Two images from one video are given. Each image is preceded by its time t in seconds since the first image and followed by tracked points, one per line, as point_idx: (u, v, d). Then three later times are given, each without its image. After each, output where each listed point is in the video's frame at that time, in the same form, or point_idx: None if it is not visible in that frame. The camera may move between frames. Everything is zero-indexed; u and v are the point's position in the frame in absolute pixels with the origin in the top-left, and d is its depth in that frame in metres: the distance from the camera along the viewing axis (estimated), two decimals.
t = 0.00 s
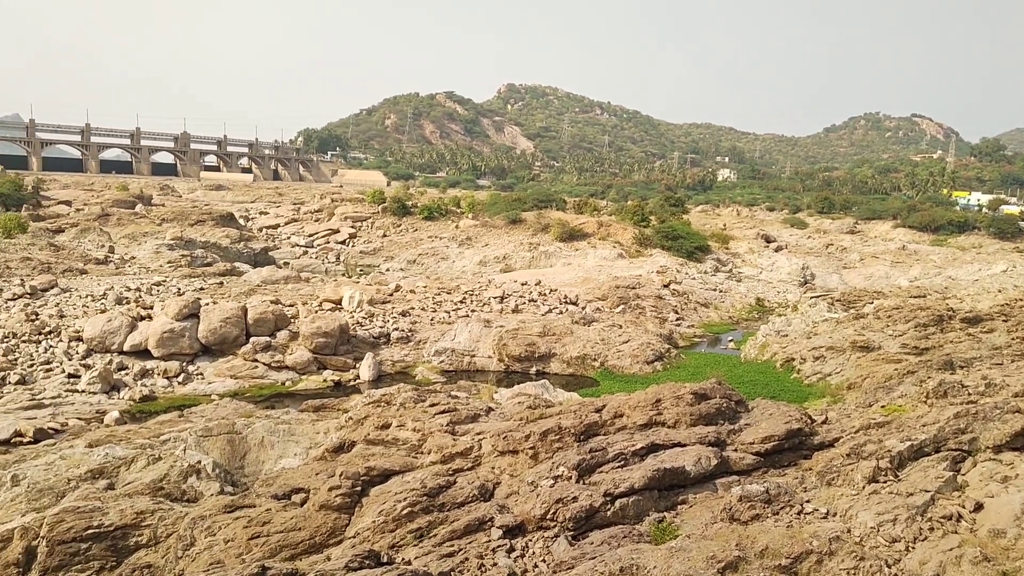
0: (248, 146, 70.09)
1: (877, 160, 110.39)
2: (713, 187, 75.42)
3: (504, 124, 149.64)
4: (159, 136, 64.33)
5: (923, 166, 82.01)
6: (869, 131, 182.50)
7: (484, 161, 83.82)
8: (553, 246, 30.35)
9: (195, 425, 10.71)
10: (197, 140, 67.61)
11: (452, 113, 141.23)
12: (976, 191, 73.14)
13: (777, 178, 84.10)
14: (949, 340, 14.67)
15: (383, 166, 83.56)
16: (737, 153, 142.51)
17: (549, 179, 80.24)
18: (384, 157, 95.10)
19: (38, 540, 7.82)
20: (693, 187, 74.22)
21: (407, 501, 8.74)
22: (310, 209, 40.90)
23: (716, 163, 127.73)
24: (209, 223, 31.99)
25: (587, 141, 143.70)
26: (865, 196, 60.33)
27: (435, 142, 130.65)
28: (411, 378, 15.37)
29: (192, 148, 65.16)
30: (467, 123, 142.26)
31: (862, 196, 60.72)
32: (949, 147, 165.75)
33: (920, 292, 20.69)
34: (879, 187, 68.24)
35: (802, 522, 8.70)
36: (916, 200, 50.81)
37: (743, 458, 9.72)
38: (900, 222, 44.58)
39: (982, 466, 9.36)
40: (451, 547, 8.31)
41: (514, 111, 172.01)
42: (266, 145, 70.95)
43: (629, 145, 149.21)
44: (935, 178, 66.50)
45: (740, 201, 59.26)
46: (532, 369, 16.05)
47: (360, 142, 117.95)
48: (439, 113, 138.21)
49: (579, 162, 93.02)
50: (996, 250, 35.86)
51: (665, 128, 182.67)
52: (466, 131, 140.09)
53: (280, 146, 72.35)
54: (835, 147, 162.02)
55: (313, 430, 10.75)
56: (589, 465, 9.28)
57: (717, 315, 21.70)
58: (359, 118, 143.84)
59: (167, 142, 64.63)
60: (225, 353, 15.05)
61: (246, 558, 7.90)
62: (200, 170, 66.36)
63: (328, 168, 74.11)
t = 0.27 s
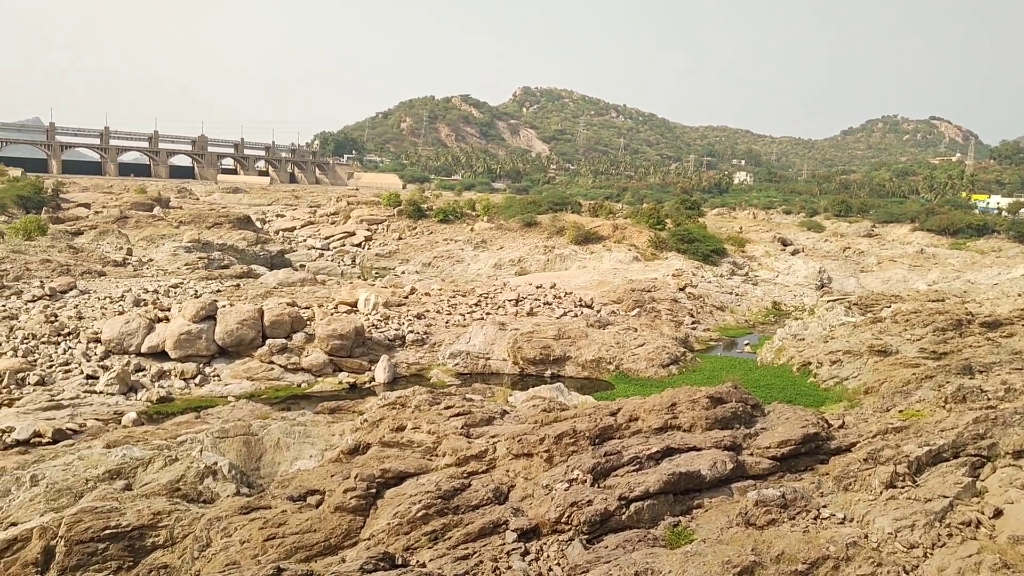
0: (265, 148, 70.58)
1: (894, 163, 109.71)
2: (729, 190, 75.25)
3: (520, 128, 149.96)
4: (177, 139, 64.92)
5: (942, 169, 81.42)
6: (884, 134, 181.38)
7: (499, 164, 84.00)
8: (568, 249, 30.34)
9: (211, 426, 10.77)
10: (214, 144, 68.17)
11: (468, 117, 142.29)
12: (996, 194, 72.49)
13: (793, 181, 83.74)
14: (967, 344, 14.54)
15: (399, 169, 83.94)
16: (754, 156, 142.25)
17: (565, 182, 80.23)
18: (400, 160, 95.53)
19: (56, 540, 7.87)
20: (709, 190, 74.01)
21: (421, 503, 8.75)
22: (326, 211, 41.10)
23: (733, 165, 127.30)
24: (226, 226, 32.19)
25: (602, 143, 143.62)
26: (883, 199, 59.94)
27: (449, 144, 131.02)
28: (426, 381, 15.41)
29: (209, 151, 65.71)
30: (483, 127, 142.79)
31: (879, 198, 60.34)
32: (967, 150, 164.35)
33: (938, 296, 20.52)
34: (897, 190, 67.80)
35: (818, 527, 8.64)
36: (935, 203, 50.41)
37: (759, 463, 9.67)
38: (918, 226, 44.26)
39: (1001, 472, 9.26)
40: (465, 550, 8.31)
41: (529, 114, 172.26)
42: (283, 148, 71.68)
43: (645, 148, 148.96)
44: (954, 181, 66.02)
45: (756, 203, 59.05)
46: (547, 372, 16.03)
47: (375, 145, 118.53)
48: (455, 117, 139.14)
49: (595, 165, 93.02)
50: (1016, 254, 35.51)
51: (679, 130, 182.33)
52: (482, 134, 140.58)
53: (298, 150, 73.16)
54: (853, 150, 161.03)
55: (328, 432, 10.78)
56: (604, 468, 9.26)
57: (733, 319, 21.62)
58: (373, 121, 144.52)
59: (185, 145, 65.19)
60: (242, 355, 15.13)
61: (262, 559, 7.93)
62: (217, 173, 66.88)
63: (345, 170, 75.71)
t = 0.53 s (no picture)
0: (282, 147, 71.24)
1: (914, 163, 108.77)
2: (747, 190, 74.94)
3: (536, 128, 149.99)
4: (195, 138, 65.47)
5: (963, 169, 80.67)
6: (900, 134, 179.92)
7: (515, 164, 84.09)
8: (584, 249, 30.31)
9: (228, 424, 10.82)
10: (232, 143, 68.67)
11: (484, 117, 142.71)
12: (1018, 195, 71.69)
13: (812, 181, 83.26)
14: (987, 346, 14.40)
15: (416, 169, 84.15)
16: (772, 157, 141.53)
17: (581, 181, 80.10)
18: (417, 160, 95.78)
19: (75, 535, 7.94)
20: (726, 190, 73.65)
21: (436, 502, 8.75)
22: (342, 211, 41.29)
23: (750, 165, 126.85)
24: (243, 224, 32.38)
25: (617, 143, 143.35)
26: (902, 200, 59.46)
27: (466, 144, 131.50)
28: (441, 380, 15.44)
29: (227, 150, 66.32)
30: (498, 126, 142.90)
31: (898, 199, 59.91)
32: (989, 150, 162.38)
33: (958, 297, 20.34)
34: (917, 191, 67.27)
35: (835, 530, 8.58)
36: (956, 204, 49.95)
37: (776, 464, 9.64)
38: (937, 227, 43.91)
39: (1021, 476, 9.18)
40: (480, 548, 8.31)
41: (544, 114, 172.21)
42: (300, 147, 72.31)
43: (663, 147, 148.47)
44: (974, 181, 65.41)
45: (773, 204, 58.80)
46: (562, 372, 16.01)
47: (392, 144, 119.09)
48: (471, 116, 139.63)
49: (611, 165, 92.82)
50: None
51: (694, 130, 181.64)
52: (498, 134, 140.78)
53: (314, 149, 73.67)
54: (872, 150, 159.76)
55: (344, 430, 10.82)
56: (619, 468, 9.26)
57: (750, 320, 21.54)
58: (388, 121, 145.03)
59: (203, 144, 65.80)
60: (259, 353, 15.21)
61: (278, 556, 7.96)
62: (235, 172, 67.45)
63: (362, 170, 75.17)
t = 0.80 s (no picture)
0: (303, 147, 72.16)
1: (937, 163, 107.55)
2: (767, 189, 74.53)
3: (555, 127, 149.82)
4: (217, 137, 66.16)
5: (989, 168, 79.59)
6: (921, 134, 178.12)
7: (534, 163, 84.16)
8: (603, 248, 30.26)
9: (248, 421, 10.90)
10: (253, 142, 69.29)
11: (503, 116, 142.92)
12: None
13: (835, 181, 82.63)
14: (1012, 348, 14.22)
15: (435, 168, 84.43)
16: (793, 157, 140.78)
17: (599, 181, 79.95)
18: (436, 159, 96.21)
19: (97, 530, 8.02)
20: (746, 190, 73.24)
21: (454, 501, 8.77)
22: (362, 210, 41.53)
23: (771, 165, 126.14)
24: (264, 223, 32.63)
25: (635, 143, 143.08)
26: (925, 200, 58.86)
27: (485, 143, 131.90)
28: (459, 378, 15.47)
29: (248, 149, 67.15)
30: (518, 126, 143.28)
31: (922, 199, 59.29)
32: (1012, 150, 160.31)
33: (982, 298, 20.09)
34: (941, 190, 66.54)
35: (856, 532, 8.52)
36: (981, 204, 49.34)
37: (796, 465, 9.58)
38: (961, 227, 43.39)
39: None
40: (498, 547, 8.32)
41: (562, 112, 172.04)
42: (320, 146, 73.01)
43: (684, 147, 147.82)
44: (1001, 181, 64.57)
45: (795, 203, 58.45)
46: (581, 372, 16.00)
47: (411, 143, 119.74)
48: (490, 115, 140.07)
49: (630, 164, 92.58)
50: None
51: (712, 129, 180.79)
52: (518, 133, 140.98)
53: (335, 149, 74.21)
54: (894, 150, 158.08)
55: (363, 428, 10.87)
56: (638, 469, 9.23)
57: (770, 320, 21.41)
58: (405, 120, 145.67)
59: (224, 144, 66.51)
60: (279, 351, 15.32)
61: (297, 553, 8.01)
62: (256, 171, 68.16)
63: (381, 169, 75.70)
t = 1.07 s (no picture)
0: (320, 147, 72.64)
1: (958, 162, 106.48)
2: (786, 189, 74.13)
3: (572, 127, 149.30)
4: (236, 137, 66.65)
5: (1012, 168, 78.74)
6: (939, 134, 176.48)
7: (551, 163, 84.17)
8: (620, 248, 30.20)
9: (266, 419, 10.96)
10: (271, 141, 69.74)
11: (520, 115, 143.08)
12: None
13: (854, 181, 82.08)
14: None
15: (452, 168, 84.56)
16: (812, 156, 139.88)
17: (616, 180, 79.77)
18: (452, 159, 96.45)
19: (118, 527, 8.09)
20: (765, 189, 72.79)
21: (471, 500, 8.79)
22: (379, 209, 41.71)
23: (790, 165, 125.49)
24: (282, 222, 32.83)
25: (651, 142, 142.83)
26: (945, 200, 58.33)
27: (503, 143, 132.16)
28: (476, 378, 15.50)
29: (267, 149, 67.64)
30: (534, 126, 143.54)
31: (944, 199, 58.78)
32: None
33: (1004, 299, 19.88)
34: (962, 190, 65.91)
35: (875, 534, 8.45)
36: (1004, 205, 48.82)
37: (814, 467, 9.52)
38: (983, 227, 42.97)
39: None
40: (515, 547, 8.31)
41: (577, 112, 171.92)
42: (338, 146, 73.43)
43: (701, 146, 147.20)
44: None
45: (813, 203, 58.17)
46: (597, 372, 15.98)
47: (429, 143, 120.14)
48: (507, 115, 140.39)
49: (647, 164, 92.34)
50: None
51: (728, 128, 180.04)
52: (535, 133, 141.04)
53: (353, 148, 74.56)
54: (915, 150, 156.60)
55: (380, 427, 10.90)
56: (655, 470, 9.21)
57: (788, 320, 21.30)
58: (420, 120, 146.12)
59: (243, 143, 66.99)
60: (297, 350, 15.40)
61: (314, 551, 8.05)
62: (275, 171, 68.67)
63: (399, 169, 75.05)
